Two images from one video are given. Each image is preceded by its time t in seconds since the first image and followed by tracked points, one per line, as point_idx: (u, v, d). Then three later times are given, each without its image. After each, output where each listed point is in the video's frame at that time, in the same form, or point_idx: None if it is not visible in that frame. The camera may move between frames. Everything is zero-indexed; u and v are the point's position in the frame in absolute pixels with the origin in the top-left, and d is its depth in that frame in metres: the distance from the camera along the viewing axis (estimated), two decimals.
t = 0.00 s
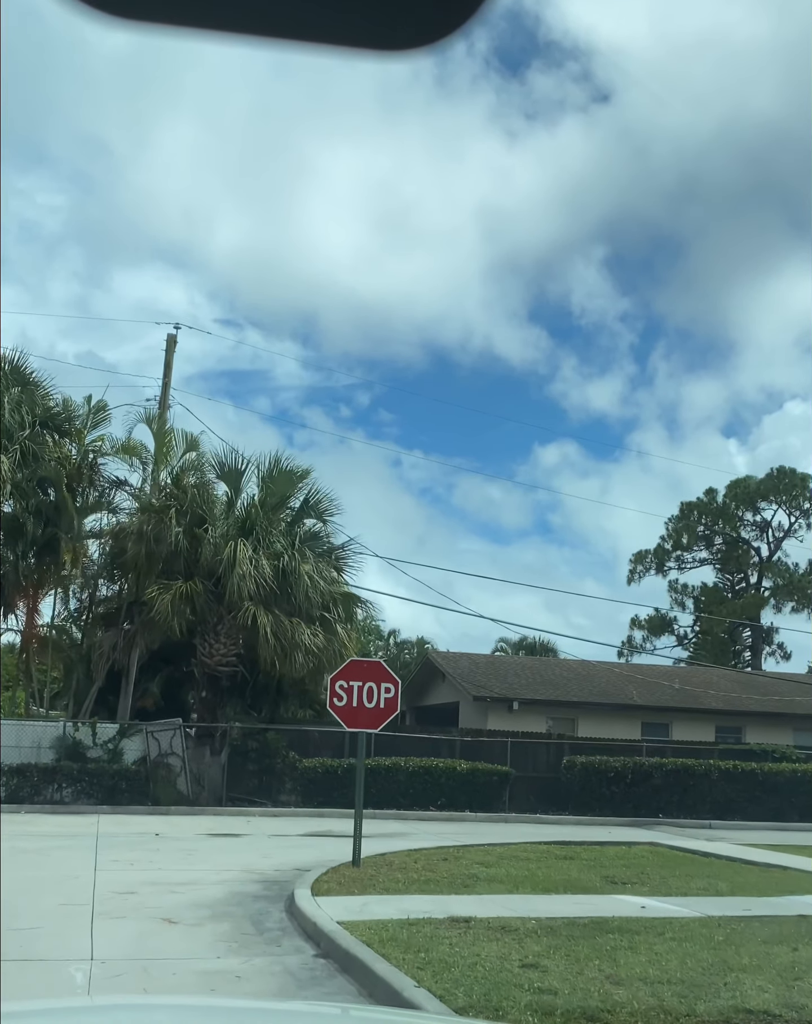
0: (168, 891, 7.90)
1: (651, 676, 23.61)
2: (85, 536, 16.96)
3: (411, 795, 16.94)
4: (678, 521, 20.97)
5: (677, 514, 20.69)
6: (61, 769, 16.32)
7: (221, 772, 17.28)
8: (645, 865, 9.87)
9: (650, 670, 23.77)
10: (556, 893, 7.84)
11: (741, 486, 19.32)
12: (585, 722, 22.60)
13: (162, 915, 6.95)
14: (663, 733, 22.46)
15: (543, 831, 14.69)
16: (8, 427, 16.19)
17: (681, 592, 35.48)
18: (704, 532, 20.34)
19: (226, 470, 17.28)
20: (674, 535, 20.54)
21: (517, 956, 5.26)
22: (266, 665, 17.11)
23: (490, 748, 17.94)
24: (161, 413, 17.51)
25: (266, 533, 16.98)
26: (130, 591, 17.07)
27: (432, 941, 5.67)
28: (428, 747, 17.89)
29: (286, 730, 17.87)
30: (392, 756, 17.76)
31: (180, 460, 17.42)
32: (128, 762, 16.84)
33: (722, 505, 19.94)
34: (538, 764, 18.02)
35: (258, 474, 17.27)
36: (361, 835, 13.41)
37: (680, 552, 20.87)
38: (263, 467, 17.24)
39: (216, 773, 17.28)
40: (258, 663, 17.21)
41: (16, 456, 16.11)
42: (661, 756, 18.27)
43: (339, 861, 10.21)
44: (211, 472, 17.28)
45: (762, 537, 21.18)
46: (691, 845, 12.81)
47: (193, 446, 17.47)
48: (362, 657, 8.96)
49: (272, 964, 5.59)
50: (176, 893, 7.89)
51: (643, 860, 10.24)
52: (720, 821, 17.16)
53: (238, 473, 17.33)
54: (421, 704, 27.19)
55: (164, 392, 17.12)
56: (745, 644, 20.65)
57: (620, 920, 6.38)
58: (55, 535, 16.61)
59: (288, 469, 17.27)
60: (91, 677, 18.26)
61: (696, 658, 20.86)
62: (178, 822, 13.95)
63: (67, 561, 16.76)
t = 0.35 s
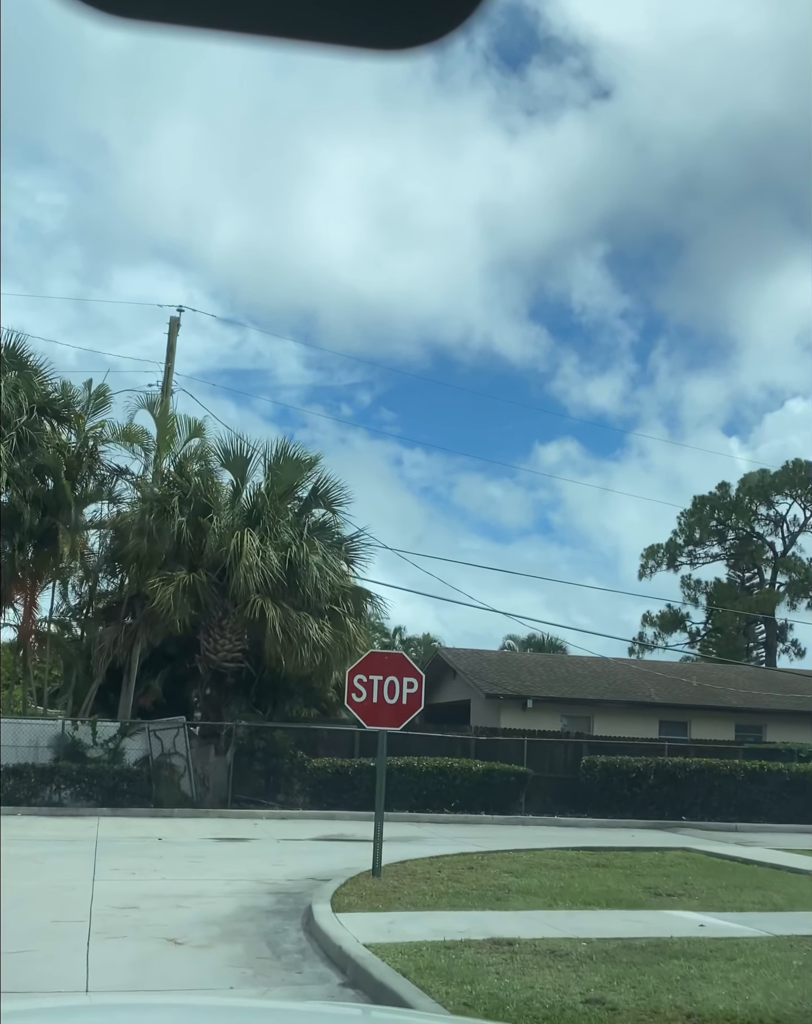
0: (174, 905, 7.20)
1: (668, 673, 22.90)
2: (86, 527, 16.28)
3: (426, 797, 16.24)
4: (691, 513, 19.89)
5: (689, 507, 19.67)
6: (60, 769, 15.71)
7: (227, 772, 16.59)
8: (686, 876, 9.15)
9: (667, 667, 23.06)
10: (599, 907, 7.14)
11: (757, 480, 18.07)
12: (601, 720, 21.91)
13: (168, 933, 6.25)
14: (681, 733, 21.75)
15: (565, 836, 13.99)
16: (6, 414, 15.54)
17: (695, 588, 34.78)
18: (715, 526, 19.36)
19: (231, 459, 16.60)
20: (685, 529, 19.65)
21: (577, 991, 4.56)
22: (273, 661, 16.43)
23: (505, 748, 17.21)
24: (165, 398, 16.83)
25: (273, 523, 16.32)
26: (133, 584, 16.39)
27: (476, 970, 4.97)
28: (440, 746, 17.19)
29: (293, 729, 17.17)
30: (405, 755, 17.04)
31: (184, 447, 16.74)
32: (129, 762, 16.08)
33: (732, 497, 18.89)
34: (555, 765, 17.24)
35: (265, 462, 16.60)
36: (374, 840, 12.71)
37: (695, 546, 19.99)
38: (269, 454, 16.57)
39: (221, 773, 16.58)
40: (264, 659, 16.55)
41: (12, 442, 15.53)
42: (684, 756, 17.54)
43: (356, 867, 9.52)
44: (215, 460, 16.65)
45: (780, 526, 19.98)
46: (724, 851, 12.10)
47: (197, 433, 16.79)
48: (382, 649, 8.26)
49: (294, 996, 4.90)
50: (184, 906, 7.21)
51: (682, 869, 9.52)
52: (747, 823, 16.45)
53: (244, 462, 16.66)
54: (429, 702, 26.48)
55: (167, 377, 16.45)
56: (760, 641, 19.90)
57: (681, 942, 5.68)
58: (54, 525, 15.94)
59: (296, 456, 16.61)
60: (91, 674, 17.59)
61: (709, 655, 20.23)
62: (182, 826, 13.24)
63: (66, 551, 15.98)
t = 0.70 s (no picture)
0: (185, 923, 6.52)
1: (689, 670, 22.19)
2: (90, 517, 15.58)
3: (445, 799, 15.56)
4: (709, 505, 18.86)
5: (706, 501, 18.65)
6: (63, 770, 15.05)
7: (237, 773, 15.93)
8: (740, 886, 8.45)
9: (689, 663, 22.33)
10: (658, 925, 6.42)
11: (776, 474, 16.98)
12: (622, 720, 21.18)
13: (179, 958, 5.57)
14: (705, 731, 21.04)
15: (593, 841, 13.28)
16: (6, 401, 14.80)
17: (713, 583, 34.04)
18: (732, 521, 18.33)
19: (241, 447, 15.91)
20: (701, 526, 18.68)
21: None
22: (285, 657, 15.74)
23: (523, 748, 16.56)
24: (171, 383, 16.13)
25: (285, 513, 15.64)
26: (140, 578, 15.69)
27: (540, 1008, 4.29)
28: (458, 746, 16.47)
29: (306, 728, 16.45)
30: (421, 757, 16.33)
31: (192, 434, 16.05)
32: (134, 763, 15.42)
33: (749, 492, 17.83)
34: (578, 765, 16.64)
35: (276, 450, 15.91)
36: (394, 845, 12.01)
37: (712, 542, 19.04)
38: (280, 441, 15.88)
39: (230, 774, 15.92)
40: (275, 655, 15.86)
41: (13, 430, 14.55)
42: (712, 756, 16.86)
43: (380, 877, 8.83)
44: (223, 448, 15.94)
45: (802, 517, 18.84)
46: (765, 857, 11.42)
47: (205, 419, 16.10)
48: (409, 641, 7.56)
49: None
50: (195, 924, 6.50)
51: (734, 878, 8.81)
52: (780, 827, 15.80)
53: (253, 450, 15.96)
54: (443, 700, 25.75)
55: (174, 361, 15.75)
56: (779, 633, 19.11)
57: (763, 971, 5.01)
58: (56, 515, 15.25)
59: (308, 443, 15.92)
60: (95, 671, 16.89)
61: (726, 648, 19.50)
62: (191, 831, 12.55)
63: (68, 543, 15.36)
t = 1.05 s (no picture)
0: (202, 946, 5.80)
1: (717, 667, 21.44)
2: (98, 507, 14.91)
3: (469, 801, 14.86)
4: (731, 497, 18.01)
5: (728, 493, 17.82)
6: (70, 771, 14.38)
7: (251, 774, 15.26)
8: (805, 899, 7.75)
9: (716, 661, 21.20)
10: (732, 947, 5.74)
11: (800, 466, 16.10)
12: (648, 717, 20.59)
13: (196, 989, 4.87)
14: (733, 729, 20.38)
15: (628, 846, 12.58)
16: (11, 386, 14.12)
17: (734, 578, 33.23)
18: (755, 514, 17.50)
19: (255, 433, 15.23)
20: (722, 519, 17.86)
21: None
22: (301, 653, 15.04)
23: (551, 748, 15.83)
24: (182, 368, 15.45)
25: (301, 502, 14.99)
26: (150, 571, 15.02)
27: None
28: (482, 746, 15.79)
29: (323, 727, 15.77)
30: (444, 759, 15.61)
31: (204, 420, 15.37)
32: (145, 764, 14.77)
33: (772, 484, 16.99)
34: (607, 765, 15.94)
35: (291, 436, 15.21)
36: (421, 851, 11.31)
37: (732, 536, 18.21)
38: (296, 427, 15.19)
39: (244, 776, 15.24)
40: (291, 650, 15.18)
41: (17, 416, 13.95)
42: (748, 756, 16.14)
43: (412, 888, 8.12)
44: (237, 434, 15.26)
45: None
46: None
47: (218, 405, 15.42)
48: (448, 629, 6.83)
49: None
50: (212, 946, 5.79)
51: (796, 889, 8.11)
52: None
53: (268, 437, 15.28)
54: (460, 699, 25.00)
55: (185, 344, 15.07)
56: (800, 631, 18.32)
57: None
58: (62, 505, 14.58)
59: (325, 430, 15.23)
60: (103, 668, 16.20)
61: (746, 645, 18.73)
62: (205, 835, 11.85)
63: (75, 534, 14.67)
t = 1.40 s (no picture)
0: (230, 973, 5.16)
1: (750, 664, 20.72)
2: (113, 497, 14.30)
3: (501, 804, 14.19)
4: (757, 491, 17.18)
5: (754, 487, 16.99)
6: (83, 773, 13.74)
7: (271, 775, 14.62)
8: None
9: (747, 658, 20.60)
10: None
11: None
12: (679, 715, 20.04)
13: None
14: (769, 728, 19.66)
15: (673, 852, 11.89)
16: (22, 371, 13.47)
17: (760, 574, 32.44)
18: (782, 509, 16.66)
19: (274, 420, 14.57)
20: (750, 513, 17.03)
21: None
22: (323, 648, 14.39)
23: (585, 748, 15.19)
24: (199, 353, 14.80)
25: (323, 491, 14.35)
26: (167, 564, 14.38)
27: None
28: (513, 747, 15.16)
29: (347, 726, 15.16)
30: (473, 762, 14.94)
31: (222, 406, 14.73)
32: (161, 765, 14.23)
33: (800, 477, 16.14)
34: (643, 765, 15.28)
35: (312, 422, 14.56)
36: (456, 857, 10.63)
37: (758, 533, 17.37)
38: (318, 413, 14.53)
39: (265, 777, 14.59)
40: (312, 646, 14.53)
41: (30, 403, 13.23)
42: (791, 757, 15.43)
43: (453, 901, 7.47)
44: (255, 421, 14.61)
45: None
46: None
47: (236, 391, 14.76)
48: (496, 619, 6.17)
49: None
50: (241, 972, 5.16)
51: None
52: None
53: (289, 424, 14.63)
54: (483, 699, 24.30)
55: (202, 327, 14.42)
56: None
57: None
58: (75, 495, 13.97)
59: (348, 416, 14.58)
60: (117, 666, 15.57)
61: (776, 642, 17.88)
62: (227, 841, 11.20)
63: (89, 526, 14.08)
